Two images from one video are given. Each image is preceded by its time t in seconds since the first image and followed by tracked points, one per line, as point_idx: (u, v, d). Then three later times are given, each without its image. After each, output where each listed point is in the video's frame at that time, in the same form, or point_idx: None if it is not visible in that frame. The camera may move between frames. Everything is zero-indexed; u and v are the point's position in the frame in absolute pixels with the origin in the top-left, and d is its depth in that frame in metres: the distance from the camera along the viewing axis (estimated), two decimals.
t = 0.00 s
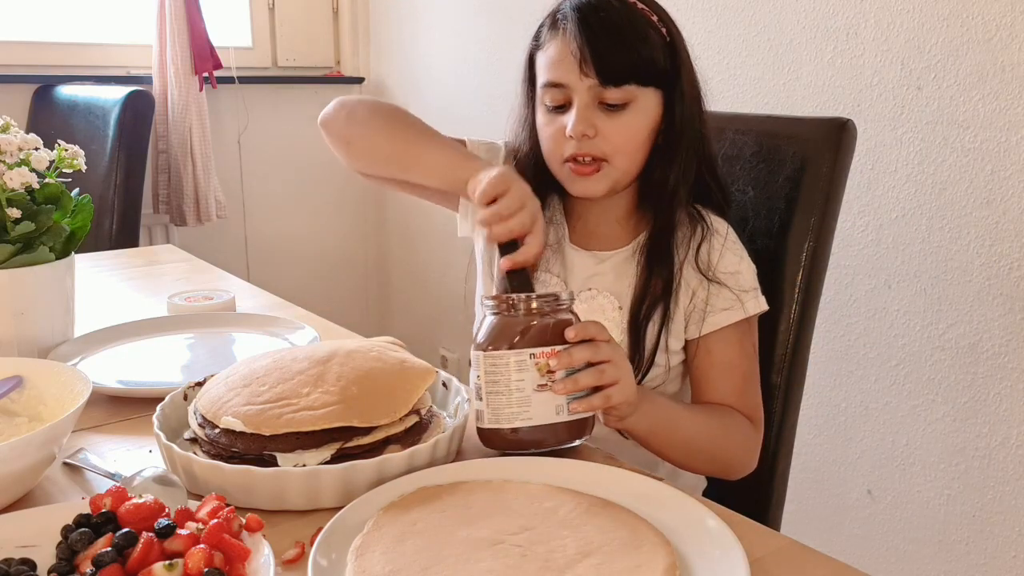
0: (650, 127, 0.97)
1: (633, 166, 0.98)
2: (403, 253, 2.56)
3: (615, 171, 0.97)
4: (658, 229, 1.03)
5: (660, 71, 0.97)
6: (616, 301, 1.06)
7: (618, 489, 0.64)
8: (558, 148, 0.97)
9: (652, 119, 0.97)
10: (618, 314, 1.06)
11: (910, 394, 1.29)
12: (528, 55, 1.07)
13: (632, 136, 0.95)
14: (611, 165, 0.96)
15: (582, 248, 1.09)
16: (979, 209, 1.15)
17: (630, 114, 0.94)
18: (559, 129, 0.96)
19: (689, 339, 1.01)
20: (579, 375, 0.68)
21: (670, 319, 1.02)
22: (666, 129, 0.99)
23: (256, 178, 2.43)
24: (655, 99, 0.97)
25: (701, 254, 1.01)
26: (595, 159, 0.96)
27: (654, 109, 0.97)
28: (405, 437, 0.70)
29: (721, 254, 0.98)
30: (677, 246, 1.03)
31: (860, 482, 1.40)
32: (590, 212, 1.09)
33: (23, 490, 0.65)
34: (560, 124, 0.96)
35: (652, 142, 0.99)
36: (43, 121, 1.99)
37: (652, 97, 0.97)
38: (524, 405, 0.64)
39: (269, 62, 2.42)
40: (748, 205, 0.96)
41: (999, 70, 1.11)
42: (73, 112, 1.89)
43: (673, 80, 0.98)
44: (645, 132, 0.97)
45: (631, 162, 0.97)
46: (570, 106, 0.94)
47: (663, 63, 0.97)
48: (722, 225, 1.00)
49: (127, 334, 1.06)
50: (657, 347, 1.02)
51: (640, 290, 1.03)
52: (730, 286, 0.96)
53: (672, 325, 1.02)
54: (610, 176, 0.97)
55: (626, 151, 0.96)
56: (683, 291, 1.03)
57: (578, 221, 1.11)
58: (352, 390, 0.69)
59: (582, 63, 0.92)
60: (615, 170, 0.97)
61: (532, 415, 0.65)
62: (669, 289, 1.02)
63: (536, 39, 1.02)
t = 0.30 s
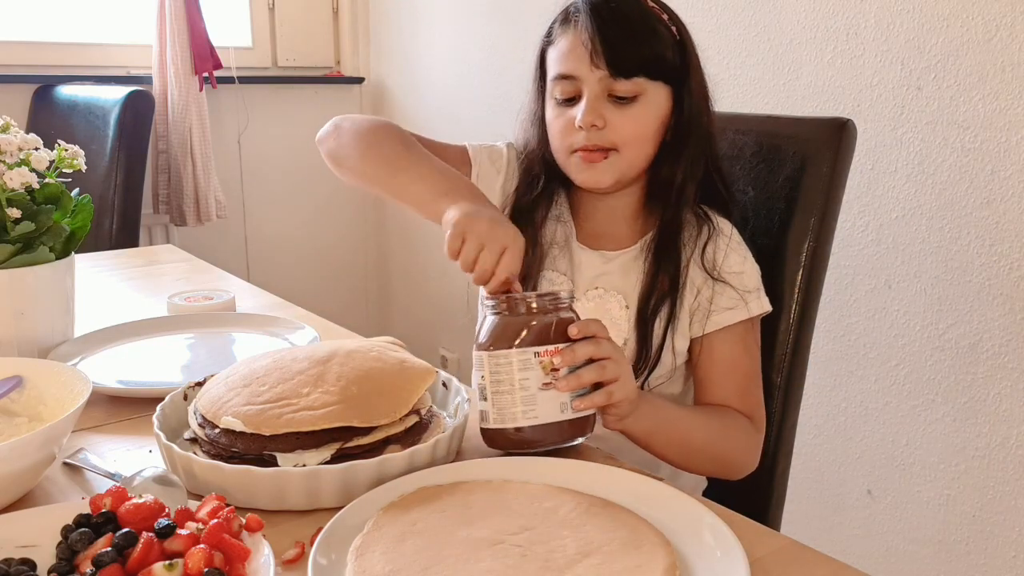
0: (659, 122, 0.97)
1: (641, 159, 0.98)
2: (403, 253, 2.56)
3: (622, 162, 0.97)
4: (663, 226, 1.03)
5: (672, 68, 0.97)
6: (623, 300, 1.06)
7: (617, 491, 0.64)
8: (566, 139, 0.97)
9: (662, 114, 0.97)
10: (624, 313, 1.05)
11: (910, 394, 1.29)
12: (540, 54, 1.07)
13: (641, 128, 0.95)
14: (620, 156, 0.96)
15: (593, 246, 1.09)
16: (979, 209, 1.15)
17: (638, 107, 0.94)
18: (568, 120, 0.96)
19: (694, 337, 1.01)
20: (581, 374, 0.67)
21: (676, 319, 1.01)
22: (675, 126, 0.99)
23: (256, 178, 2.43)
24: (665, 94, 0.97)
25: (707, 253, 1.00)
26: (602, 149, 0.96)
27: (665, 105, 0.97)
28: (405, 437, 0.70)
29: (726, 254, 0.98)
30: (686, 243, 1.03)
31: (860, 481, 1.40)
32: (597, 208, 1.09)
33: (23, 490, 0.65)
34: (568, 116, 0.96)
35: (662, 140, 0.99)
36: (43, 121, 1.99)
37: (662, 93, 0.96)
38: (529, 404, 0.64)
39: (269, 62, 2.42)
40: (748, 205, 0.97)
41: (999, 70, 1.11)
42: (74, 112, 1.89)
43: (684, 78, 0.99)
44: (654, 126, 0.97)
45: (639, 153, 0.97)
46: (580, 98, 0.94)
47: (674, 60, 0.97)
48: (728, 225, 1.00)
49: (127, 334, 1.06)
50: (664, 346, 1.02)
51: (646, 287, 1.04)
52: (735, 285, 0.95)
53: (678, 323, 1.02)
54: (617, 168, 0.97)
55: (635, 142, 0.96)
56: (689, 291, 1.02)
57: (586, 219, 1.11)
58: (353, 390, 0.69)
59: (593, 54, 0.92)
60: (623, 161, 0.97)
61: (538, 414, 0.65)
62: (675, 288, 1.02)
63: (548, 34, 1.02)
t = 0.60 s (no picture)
0: (669, 125, 0.97)
1: (650, 163, 0.98)
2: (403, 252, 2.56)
3: (630, 167, 0.97)
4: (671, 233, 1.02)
5: (681, 71, 0.96)
6: (629, 305, 1.05)
7: (618, 492, 0.64)
8: (575, 144, 0.97)
9: (671, 116, 0.97)
10: (628, 318, 1.04)
11: (909, 394, 1.29)
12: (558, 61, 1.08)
13: (648, 132, 0.95)
14: (626, 159, 0.96)
15: (604, 249, 1.08)
16: (979, 209, 1.15)
17: (645, 110, 0.94)
18: (576, 125, 0.96)
19: (700, 347, 1.01)
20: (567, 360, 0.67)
21: (682, 327, 1.01)
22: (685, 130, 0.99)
23: (256, 178, 2.43)
24: (674, 96, 0.96)
25: (716, 264, 0.99)
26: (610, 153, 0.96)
27: (674, 107, 0.97)
28: (405, 437, 0.70)
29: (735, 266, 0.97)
30: (694, 256, 1.02)
31: (859, 481, 1.40)
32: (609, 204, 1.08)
33: (23, 490, 0.65)
34: (576, 120, 0.96)
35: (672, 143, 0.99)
36: (43, 121, 1.99)
37: (670, 96, 0.96)
38: (516, 390, 0.64)
39: (269, 62, 2.42)
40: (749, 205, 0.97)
41: (999, 71, 1.11)
42: (74, 112, 1.89)
43: (697, 82, 0.98)
44: (662, 129, 0.96)
45: (648, 156, 0.96)
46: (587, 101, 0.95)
47: (685, 63, 0.96)
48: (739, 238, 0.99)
49: (127, 334, 1.06)
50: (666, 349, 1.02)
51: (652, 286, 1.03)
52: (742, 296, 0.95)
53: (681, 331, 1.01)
54: (625, 173, 0.97)
55: (643, 145, 0.95)
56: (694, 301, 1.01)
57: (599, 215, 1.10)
58: (353, 391, 0.69)
59: (597, 60, 0.93)
60: (630, 163, 0.96)
61: (524, 402, 0.65)
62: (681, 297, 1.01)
63: (563, 42, 1.03)
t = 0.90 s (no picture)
0: (703, 138, 0.98)
1: (680, 177, 0.99)
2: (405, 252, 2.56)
3: (661, 178, 0.98)
4: (700, 242, 1.03)
5: (724, 85, 0.96)
6: (650, 310, 1.05)
7: (621, 492, 0.64)
8: (608, 145, 0.98)
9: (706, 130, 0.97)
10: (651, 323, 1.04)
11: (913, 395, 1.29)
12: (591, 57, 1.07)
13: (684, 143, 0.95)
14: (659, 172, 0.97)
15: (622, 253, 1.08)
16: (984, 210, 1.15)
17: (684, 122, 0.94)
18: (612, 127, 0.96)
19: (711, 350, 0.99)
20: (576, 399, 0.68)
21: (702, 330, 1.00)
22: (719, 145, 1.00)
23: (258, 179, 2.43)
24: (711, 112, 0.96)
25: (738, 273, 0.99)
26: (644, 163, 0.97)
27: (709, 120, 0.97)
28: (408, 437, 0.70)
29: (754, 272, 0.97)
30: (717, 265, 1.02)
31: (863, 481, 1.40)
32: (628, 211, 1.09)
33: (27, 490, 0.65)
34: (612, 121, 0.96)
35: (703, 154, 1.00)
36: (47, 121, 1.99)
37: (709, 110, 0.96)
38: (518, 426, 0.66)
39: (272, 62, 2.42)
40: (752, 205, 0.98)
41: (1003, 71, 1.11)
42: (78, 112, 1.90)
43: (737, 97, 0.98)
44: (696, 142, 0.97)
45: (680, 168, 0.97)
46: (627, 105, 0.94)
47: (727, 77, 0.96)
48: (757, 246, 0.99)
49: (130, 334, 1.06)
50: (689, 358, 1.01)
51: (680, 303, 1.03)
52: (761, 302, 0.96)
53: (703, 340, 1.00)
54: (657, 188, 0.99)
55: (677, 156, 0.96)
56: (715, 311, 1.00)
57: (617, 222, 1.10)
58: (356, 391, 0.69)
59: (644, 66, 0.92)
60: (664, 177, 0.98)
61: (525, 435, 0.67)
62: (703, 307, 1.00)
63: (604, 35, 1.02)
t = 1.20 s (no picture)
0: (704, 138, 0.97)
1: (681, 176, 0.98)
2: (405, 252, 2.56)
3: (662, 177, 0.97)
4: (702, 243, 1.03)
5: (725, 86, 0.96)
6: (652, 310, 1.05)
7: (620, 492, 0.64)
8: (609, 145, 0.97)
9: (708, 131, 0.97)
10: (654, 323, 1.04)
11: (912, 394, 1.29)
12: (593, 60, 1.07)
13: (685, 144, 0.95)
14: (659, 171, 0.96)
15: (623, 254, 1.08)
16: (983, 210, 1.15)
17: (685, 123, 0.94)
18: (614, 126, 0.96)
19: (712, 350, 1.00)
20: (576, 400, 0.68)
21: (703, 331, 1.00)
22: (721, 145, 1.00)
23: (258, 178, 2.43)
24: (713, 113, 0.96)
25: (739, 275, 1.00)
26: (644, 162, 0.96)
27: (711, 120, 0.97)
28: (408, 437, 0.70)
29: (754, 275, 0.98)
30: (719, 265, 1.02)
31: (862, 481, 1.40)
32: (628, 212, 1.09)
33: (27, 490, 0.65)
34: (614, 121, 0.96)
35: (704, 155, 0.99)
36: (47, 121, 1.99)
37: (710, 111, 0.96)
38: (517, 426, 0.66)
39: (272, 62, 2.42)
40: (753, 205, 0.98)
41: (1003, 72, 1.11)
42: (78, 112, 1.90)
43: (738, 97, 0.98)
44: (698, 143, 0.96)
45: (681, 168, 0.97)
46: (629, 105, 0.94)
47: (729, 78, 0.96)
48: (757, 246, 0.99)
49: (130, 334, 1.06)
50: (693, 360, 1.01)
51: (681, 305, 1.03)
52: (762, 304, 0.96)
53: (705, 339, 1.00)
54: (656, 182, 0.97)
55: (678, 157, 0.95)
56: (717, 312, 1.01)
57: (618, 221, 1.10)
58: (356, 390, 0.69)
59: (647, 66, 0.92)
60: (662, 175, 0.96)
61: (524, 435, 0.67)
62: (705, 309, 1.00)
63: (608, 34, 1.02)
